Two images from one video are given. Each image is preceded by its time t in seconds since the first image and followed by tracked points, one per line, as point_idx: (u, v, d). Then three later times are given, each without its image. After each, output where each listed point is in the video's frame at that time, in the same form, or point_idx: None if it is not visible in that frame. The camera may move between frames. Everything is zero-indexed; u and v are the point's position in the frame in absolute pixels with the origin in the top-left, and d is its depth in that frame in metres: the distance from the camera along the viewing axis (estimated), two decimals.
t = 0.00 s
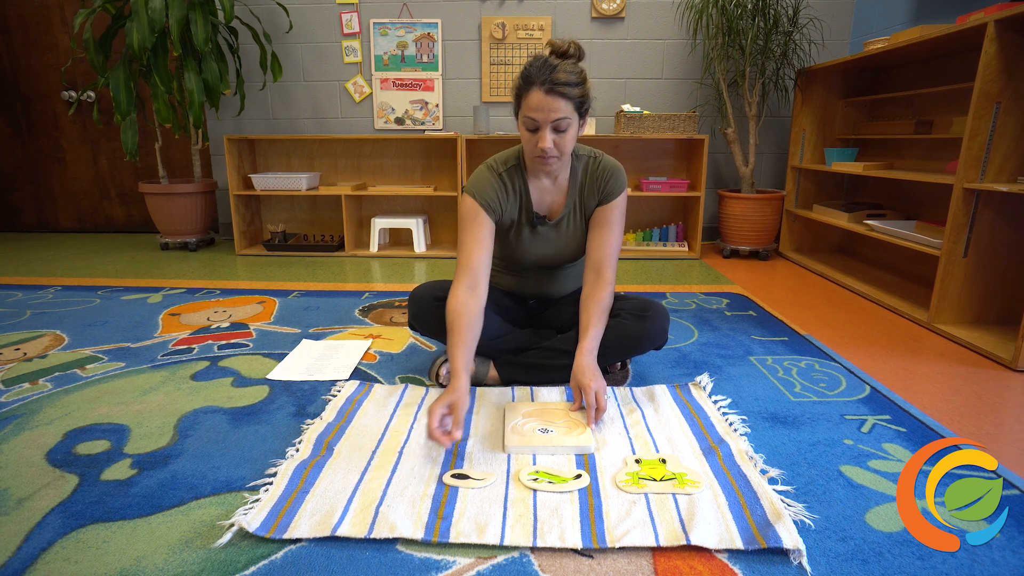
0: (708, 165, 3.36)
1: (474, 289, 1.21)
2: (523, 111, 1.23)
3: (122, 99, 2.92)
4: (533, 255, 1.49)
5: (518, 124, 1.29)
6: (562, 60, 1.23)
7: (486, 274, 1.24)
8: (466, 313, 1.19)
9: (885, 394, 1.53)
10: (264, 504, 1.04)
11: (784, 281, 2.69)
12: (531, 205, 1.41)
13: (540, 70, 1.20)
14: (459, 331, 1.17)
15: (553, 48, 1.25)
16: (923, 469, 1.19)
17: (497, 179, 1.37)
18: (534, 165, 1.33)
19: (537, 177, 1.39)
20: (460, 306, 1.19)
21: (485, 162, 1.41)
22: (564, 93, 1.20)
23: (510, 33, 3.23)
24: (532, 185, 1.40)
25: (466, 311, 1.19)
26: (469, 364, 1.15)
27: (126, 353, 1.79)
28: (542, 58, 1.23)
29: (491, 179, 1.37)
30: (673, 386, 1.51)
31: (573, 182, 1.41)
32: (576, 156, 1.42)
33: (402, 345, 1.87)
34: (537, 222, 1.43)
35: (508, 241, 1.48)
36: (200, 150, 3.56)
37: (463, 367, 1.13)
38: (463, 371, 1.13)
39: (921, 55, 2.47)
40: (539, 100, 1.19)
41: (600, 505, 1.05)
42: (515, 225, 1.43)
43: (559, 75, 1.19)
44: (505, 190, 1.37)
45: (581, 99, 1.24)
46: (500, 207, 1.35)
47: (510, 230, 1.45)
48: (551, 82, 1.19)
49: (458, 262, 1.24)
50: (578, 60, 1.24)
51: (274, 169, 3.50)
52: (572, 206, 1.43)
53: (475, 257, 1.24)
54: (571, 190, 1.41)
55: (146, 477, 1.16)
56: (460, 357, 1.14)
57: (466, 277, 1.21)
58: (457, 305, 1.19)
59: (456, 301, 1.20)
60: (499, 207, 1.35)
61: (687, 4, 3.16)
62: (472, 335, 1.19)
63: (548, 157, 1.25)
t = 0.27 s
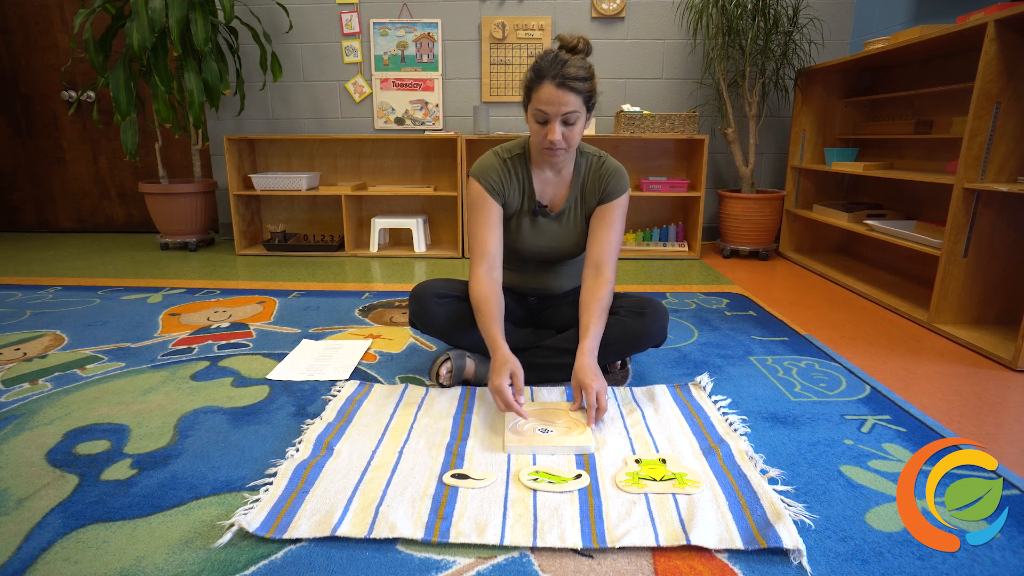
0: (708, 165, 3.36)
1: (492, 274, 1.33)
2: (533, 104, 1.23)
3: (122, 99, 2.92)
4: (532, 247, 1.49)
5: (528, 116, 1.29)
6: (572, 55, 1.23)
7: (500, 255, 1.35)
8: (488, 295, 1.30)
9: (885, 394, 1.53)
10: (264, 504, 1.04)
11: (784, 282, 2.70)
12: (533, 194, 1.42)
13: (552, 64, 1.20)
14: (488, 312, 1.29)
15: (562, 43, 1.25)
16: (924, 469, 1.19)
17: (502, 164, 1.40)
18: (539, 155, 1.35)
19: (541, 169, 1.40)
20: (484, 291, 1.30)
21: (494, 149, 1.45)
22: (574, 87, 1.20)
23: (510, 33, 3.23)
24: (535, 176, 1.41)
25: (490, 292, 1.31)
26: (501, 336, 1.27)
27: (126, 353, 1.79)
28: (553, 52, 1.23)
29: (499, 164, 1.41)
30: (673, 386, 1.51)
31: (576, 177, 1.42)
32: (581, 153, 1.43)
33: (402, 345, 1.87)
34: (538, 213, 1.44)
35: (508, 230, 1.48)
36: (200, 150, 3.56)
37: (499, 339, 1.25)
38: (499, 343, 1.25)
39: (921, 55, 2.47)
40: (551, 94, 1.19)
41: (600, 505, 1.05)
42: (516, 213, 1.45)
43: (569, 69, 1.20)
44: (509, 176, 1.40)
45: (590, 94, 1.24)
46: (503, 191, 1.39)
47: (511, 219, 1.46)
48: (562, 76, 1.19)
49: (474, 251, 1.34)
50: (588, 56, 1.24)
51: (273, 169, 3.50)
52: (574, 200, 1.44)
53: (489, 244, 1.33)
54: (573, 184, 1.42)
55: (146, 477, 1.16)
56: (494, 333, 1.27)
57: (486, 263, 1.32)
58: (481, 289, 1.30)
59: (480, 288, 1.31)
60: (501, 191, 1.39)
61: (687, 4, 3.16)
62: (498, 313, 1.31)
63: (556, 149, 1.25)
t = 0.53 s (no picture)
0: (708, 165, 3.36)
1: (497, 270, 1.34)
2: (545, 97, 1.23)
3: (122, 99, 2.92)
4: (534, 243, 1.49)
5: (537, 111, 1.29)
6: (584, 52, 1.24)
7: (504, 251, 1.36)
8: (495, 292, 1.31)
9: (885, 394, 1.53)
10: (264, 504, 1.04)
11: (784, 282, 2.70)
12: (538, 191, 1.43)
13: (565, 59, 1.21)
14: (495, 310, 1.30)
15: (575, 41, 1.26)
16: (923, 469, 1.19)
17: (508, 161, 1.41)
18: (546, 151, 1.36)
19: (546, 166, 1.41)
20: (490, 286, 1.31)
21: (500, 146, 1.46)
22: (586, 82, 1.21)
23: (510, 33, 3.23)
24: (541, 173, 1.42)
25: (496, 290, 1.32)
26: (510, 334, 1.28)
27: (126, 353, 1.79)
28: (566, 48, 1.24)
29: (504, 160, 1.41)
30: (673, 386, 1.51)
31: (580, 176, 1.43)
32: (586, 152, 1.44)
33: (402, 345, 1.87)
34: (542, 209, 1.44)
35: (511, 226, 1.48)
36: (200, 150, 3.56)
37: (509, 338, 1.27)
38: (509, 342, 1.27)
39: (921, 55, 2.47)
40: (563, 87, 1.20)
41: (600, 505, 1.05)
42: (520, 209, 1.45)
43: (582, 65, 1.20)
44: (514, 172, 1.40)
45: (601, 91, 1.25)
46: (508, 187, 1.39)
47: (515, 215, 1.46)
48: (575, 71, 1.20)
49: (478, 247, 1.35)
50: (600, 54, 1.25)
51: (274, 169, 3.50)
52: (577, 199, 1.44)
53: (494, 240, 1.34)
54: (577, 182, 1.43)
55: (146, 477, 1.16)
56: (504, 331, 1.28)
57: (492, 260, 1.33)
58: (488, 286, 1.31)
59: (487, 285, 1.32)
60: (506, 186, 1.39)
61: (687, 4, 3.16)
62: (505, 310, 1.32)
63: (565, 144, 1.25)
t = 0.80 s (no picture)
0: (708, 165, 3.36)
1: (498, 272, 1.34)
2: (549, 98, 1.23)
3: (122, 100, 2.92)
4: (535, 244, 1.49)
5: (541, 112, 1.30)
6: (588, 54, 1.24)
7: (506, 253, 1.36)
8: (497, 294, 1.31)
9: (885, 394, 1.53)
10: (264, 504, 1.04)
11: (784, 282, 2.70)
12: (539, 192, 1.43)
13: (570, 60, 1.21)
14: (498, 313, 1.30)
15: (579, 42, 1.26)
16: (923, 469, 1.19)
17: (508, 162, 1.41)
18: (548, 152, 1.36)
19: (548, 168, 1.41)
20: (491, 289, 1.31)
21: (501, 147, 1.46)
22: (590, 83, 1.21)
23: (510, 33, 3.23)
24: (542, 175, 1.42)
25: (498, 292, 1.32)
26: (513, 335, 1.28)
27: (126, 353, 1.79)
28: (570, 50, 1.24)
29: (505, 162, 1.41)
30: (673, 386, 1.51)
31: (581, 177, 1.43)
32: (587, 154, 1.44)
33: (402, 345, 1.87)
34: (543, 210, 1.44)
35: (512, 227, 1.48)
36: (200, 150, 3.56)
37: (513, 339, 1.27)
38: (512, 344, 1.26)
39: (921, 55, 2.47)
40: (568, 88, 1.20)
41: (600, 505, 1.05)
42: (521, 210, 1.45)
43: (587, 66, 1.21)
44: (516, 173, 1.40)
45: (604, 93, 1.25)
46: (509, 189, 1.39)
47: (516, 216, 1.46)
48: (579, 72, 1.20)
49: (479, 249, 1.35)
50: (603, 56, 1.26)
51: (274, 169, 3.50)
52: (578, 200, 1.44)
53: (495, 242, 1.34)
54: (578, 183, 1.43)
55: (146, 477, 1.16)
56: (508, 333, 1.28)
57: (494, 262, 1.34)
58: (490, 288, 1.31)
59: (488, 287, 1.32)
60: (507, 188, 1.39)
61: (687, 5, 3.16)
62: (507, 312, 1.32)
63: (568, 145, 1.25)
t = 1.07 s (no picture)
0: (708, 165, 3.36)
1: (497, 273, 1.34)
2: (551, 100, 1.23)
3: (122, 99, 2.92)
4: (535, 244, 1.49)
5: (543, 113, 1.29)
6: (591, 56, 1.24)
7: (505, 254, 1.36)
8: (496, 297, 1.31)
9: (885, 394, 1.53)
10: (264, 504, 1.04)
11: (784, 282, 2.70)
12: (540, 194, 1.43)
13: (572, 62, 1.21)
14: (498, 315, 1.30)
15: (581, 44, 1.26)
16: (923, 469, 1.19)
17: (509, 163, 1.41)
18: (549, 153, 1.36)
19: (548, 169, 1.41)
20: (490, 291, 1.32)
21: (501, 148, 1.46)
22: (592, 85, 1.21)
23: (510, 33, 3.23)
24: (543, 176, 1.42)
25: (497, 294, 1.32)
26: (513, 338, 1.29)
27: (126, 353, 1.79)
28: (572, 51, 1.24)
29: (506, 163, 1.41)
30: (673, 386, 1.51)
31: (582, 178, 1.43)
32: (588, 154, 1.44)
33: (402, 345, 1.87)
34: (544, 211, 1.44)
35: (512, 228, 1.48)
36: (200, 150, 3.56)
37: (512, 341, 1.27)
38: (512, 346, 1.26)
39: (921, 55, 2.47)
40: (570, 90, 1.20)
41: (600, 505, 1.05)
42: (522, 211, 1.45)
43: (589, 68, 1.20)
44: (517, 175, 1.40)
45: (607, 95, 1.24)
46: (510, 191, 1.39)
47: (517, 217, 1.46)
48: (582, 74, 1.20)
49: (479, 250, 1.35)
50: (606, 58, 1.25)
51: (274, 169, 3.50)
52: (579, 200, 1.44)
53: (495, 243, 1.34)
54: (579, 184, 1.43)
55: (146, 477, 1.16)
56: (507, 335, 1.28)
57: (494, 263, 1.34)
58: (489, 290, 1.32)
59: (487, 289, 1.32)
60: (508, 190, 1.39)
61: (687, 5, 3.17)
62: (506, 314, 1.32)
63: (570, 147, 1.25)
